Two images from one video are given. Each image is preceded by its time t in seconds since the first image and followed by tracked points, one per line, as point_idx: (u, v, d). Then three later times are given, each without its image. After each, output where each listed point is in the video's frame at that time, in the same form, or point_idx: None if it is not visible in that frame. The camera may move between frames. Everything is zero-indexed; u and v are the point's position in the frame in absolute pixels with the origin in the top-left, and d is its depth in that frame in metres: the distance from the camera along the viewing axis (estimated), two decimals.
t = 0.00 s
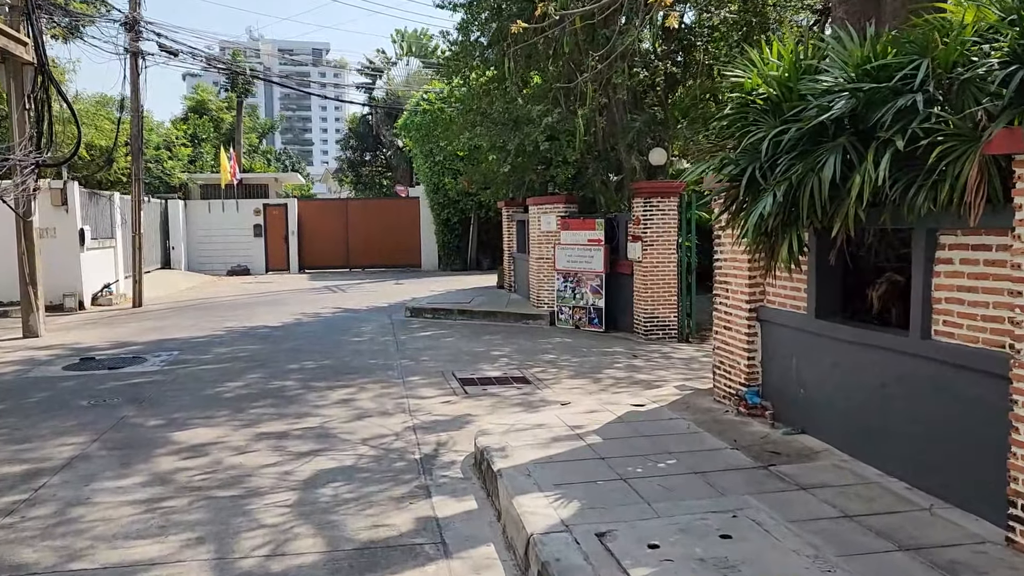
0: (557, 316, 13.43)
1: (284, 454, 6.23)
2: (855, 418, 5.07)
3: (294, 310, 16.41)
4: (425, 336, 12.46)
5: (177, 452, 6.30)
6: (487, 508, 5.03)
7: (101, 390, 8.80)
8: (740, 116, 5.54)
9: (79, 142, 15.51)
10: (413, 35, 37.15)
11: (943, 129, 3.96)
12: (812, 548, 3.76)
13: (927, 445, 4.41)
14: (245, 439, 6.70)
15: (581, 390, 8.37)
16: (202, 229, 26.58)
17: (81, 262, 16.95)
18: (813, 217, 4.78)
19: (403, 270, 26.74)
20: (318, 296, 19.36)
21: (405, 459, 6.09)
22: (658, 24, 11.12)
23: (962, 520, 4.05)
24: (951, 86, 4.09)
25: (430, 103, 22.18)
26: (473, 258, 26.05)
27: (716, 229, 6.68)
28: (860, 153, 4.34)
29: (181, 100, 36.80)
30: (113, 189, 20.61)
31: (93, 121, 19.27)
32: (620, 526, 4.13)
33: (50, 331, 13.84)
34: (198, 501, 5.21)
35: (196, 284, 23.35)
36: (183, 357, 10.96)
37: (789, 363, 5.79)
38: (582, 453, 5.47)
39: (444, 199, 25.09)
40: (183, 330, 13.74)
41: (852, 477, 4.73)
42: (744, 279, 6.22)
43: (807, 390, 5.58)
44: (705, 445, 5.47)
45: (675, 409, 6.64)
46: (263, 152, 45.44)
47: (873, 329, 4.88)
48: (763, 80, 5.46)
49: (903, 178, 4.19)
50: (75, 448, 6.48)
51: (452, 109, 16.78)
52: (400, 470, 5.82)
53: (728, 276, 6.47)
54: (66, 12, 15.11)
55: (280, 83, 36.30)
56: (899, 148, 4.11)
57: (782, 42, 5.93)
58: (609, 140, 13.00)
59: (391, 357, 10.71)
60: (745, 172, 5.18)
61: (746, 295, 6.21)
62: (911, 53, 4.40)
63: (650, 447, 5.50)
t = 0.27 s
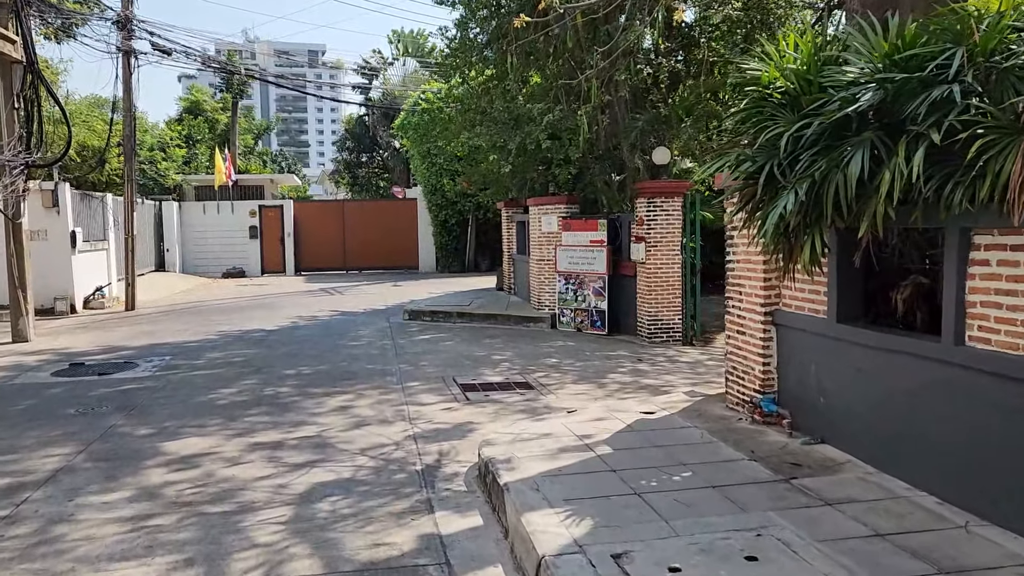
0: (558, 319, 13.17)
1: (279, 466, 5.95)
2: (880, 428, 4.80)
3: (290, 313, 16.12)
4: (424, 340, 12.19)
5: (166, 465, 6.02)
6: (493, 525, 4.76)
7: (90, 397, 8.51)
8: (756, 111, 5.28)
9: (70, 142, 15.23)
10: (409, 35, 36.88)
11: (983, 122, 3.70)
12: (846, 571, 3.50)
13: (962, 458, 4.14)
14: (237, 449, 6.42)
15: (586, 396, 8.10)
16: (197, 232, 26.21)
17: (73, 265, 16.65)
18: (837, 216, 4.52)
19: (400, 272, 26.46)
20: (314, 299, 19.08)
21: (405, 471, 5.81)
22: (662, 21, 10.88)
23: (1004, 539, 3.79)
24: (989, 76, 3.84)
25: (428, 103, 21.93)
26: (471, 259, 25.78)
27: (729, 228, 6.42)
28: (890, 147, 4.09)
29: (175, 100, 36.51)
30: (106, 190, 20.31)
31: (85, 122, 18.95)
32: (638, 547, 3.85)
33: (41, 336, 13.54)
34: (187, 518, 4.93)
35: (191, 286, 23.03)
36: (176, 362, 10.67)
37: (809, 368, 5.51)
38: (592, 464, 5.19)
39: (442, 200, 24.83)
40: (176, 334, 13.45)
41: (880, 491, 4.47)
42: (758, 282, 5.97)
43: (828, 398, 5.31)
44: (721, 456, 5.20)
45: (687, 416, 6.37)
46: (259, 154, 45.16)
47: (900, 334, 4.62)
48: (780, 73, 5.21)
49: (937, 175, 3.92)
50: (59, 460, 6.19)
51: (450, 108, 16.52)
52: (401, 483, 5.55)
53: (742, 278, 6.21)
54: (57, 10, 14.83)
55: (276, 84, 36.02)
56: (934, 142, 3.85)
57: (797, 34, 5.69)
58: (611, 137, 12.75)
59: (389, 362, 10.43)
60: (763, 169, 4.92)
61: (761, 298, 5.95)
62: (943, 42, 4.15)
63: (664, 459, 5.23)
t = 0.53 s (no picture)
0: (557, 322, 12.94)
1: (269, 479, 5.68)
2: (899, 442, 4.57)
3: (283, 316, 15.84)
4: (420, 344, 11.94)
5: (150, 478, 5.75)
6: (493, 545, 4.50)
7: (75, 405, 8.24)
8: (767, 108, 5.06)
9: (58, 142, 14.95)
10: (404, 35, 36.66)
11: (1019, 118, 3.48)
12: None
13: (990, 474, 3.91)
14: (225, 461, 6.15)
15: (587, 404, 7.85)
16: (189, 233, 25.89)
17: (62, 267, 16.35)
18: (856, 219, 4.28)
19: (395, 274, 26.21)
20: (308, 301, 18.81)
21: (401, 485, 5.55)
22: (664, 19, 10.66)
23: None
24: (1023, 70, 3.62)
25: (424, 102, 21.68)
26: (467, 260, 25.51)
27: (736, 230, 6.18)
28: (916, 145, 3.86)
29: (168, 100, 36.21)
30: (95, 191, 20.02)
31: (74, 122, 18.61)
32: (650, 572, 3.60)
33: (28, 340, 13.25)
34: (170, 537, 4.67)
35: (183, 288, 22.72)
36: (165, 368, 10.40)
37: (822, 377, 5.27)
38: (596, 479, 4.94)
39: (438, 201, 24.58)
40: (166, 337, 13.17)
41: (903, 510, 4.22)
42: (768, 287, 5.73)
43: (842, 408, 5.07)
44: (731, 470, 4.96)
45: (693, 426, 6.13)
46: (253, 154, 44.87)
47: (922, 343, 4.38)
48: (792, 68, 4.99)
49: (968, 175, 3.69)
50: (38, 473, 5.92)
51: (446, 108, 16.27)
52: (396, 498, 5.29)
53: (750, 283, 5.98)
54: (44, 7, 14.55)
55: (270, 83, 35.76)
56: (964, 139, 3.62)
57: (808, 28, 5.47)
58: (611, 137, 12.55)
59: (384, 367, 10.18)
60: (777, 169, 4.68)
61: (771, 304, 5.71)
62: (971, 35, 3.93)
63: (672, 473, 4.99)
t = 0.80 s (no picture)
0: (553, 321, 12.68)
1: (254, 486, 5.41)
2: (919, 450, 4.32)
3: (275, 314, 15.56)
4: (414, 343, 11.67)
5: (128, 485, 5.47)
6: (490, 561, 4.24)
7: (55, 406, 7.95)
8: (779, 98, 4.81)
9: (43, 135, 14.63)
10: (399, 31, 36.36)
11: None
12: None
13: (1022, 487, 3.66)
14: (208, 466, 5.87)
15: (586, 406, 7.59)
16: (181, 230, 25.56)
17: (49, 263, 16.03)
18: (875, 213, 4.03)
19: (390, 271, 25.93)
20: (300, 299, 18.52)
21: (392, 492, 5.28)
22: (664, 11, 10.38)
23: None
24: None
25: (418, 98, 21.37)
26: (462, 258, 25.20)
27: (742, 226, 5.92)
28: (942, 134, 3.61)
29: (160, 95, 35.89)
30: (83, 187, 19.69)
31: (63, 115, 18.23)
32: None
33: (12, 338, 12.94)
34: (145, 550, 4.39)
35: (173, 285, 22.39)
36: (151, 367, 10.11)
37: (835, 380, 5.02)
38: (597, 488, 4.68)
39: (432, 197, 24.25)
40: (155, 336, 12.88)
41: (926, 525, 3.97)
42: (777, 284, 5.48)
43: (857, 414, 4.82)
44: (740, 478, 4.70)
45: (697, 430, 5.88)
46: (246, 151, 44.54)
47: (945, 346, 4.13)
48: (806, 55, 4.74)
49: (1000, 165, 3.44)
50: (12, 479, 5.64)
51: (441, 103, 15.99)
52: (387, 507, 5.02)
53: (757, 281, 5.72)
54: None
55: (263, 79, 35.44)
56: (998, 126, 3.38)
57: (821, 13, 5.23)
58: (610, 134, 12.21)
59: (376, 367, 9.91)
60: (790, 160, 4.42)
61: (780, 303, 5.46)
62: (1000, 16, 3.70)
63: (677, 480, 4.73)
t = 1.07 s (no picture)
0: (550, 321, 12.44)
1: (239, 498, 5.15)
2: (941, 465, 4.09)
3: (266, 312, 15.28)
4: (408, 343, 11.41)
5: (106, 496, 5.20)
6: None
7: (36, 409, 7.67)
8: (795, 92, 4.58)
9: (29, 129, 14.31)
10: (394, 25, 36.03)
11: None
12: None
13: None
14: (192, 476, 5.61)
15: (586, 411, 7.34)
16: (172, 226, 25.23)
17: (35, 259, 15.71)
18: (899, 215, 3.79)
19: (384, 268, 25.65)
20: (293, 297, 18.24)
21: (384, 506, 5.03)
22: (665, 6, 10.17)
23: None
24: None
25: (413, 92, 21.09)
26: (457, 255, 24.93)
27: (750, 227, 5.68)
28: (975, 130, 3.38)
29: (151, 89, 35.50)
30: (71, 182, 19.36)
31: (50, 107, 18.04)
32: None
33: None
34: (121, 570, 4.12)
35: (164, 282, 22.07)
36: (137, 368, 9.82)
37: (849, 390, 4.78)
38: (601, 503, 4.43)
39: (427, 193, 23.97)
40: (142, 335, 12.59)
41: (952, 547, 3.73)
42: (788, 288, 5.24)
43: (874, 425, 4.59)
44: (751, 493, 4.46)
45: (703, 439, 5.63)
46: (239, 146, 44.16)
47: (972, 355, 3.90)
48: (823, 47, 4.51)
49: None
50: None
51: (436, 97, 15.72)
52: (379, 522, 4.76)
53: (767, 284, 5.47)
54: None
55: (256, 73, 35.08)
56: None
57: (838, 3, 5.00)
58: (609, 130, 11.96)
59: (369, 368, 9.64)
60: (806, 157, 4.18)
61: (791, 308, 5.22)
62: None
63: (685, 495, 4.49)
